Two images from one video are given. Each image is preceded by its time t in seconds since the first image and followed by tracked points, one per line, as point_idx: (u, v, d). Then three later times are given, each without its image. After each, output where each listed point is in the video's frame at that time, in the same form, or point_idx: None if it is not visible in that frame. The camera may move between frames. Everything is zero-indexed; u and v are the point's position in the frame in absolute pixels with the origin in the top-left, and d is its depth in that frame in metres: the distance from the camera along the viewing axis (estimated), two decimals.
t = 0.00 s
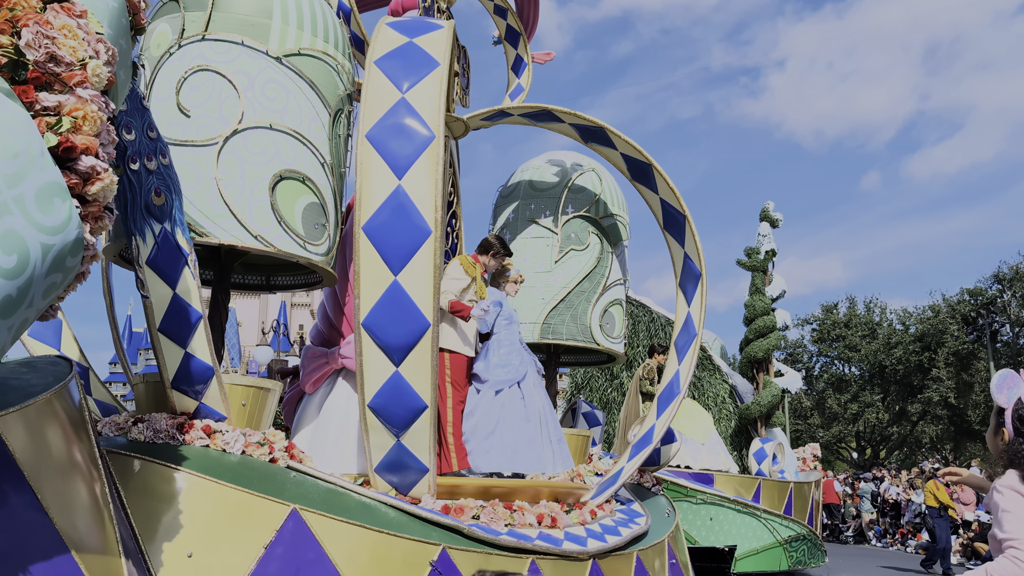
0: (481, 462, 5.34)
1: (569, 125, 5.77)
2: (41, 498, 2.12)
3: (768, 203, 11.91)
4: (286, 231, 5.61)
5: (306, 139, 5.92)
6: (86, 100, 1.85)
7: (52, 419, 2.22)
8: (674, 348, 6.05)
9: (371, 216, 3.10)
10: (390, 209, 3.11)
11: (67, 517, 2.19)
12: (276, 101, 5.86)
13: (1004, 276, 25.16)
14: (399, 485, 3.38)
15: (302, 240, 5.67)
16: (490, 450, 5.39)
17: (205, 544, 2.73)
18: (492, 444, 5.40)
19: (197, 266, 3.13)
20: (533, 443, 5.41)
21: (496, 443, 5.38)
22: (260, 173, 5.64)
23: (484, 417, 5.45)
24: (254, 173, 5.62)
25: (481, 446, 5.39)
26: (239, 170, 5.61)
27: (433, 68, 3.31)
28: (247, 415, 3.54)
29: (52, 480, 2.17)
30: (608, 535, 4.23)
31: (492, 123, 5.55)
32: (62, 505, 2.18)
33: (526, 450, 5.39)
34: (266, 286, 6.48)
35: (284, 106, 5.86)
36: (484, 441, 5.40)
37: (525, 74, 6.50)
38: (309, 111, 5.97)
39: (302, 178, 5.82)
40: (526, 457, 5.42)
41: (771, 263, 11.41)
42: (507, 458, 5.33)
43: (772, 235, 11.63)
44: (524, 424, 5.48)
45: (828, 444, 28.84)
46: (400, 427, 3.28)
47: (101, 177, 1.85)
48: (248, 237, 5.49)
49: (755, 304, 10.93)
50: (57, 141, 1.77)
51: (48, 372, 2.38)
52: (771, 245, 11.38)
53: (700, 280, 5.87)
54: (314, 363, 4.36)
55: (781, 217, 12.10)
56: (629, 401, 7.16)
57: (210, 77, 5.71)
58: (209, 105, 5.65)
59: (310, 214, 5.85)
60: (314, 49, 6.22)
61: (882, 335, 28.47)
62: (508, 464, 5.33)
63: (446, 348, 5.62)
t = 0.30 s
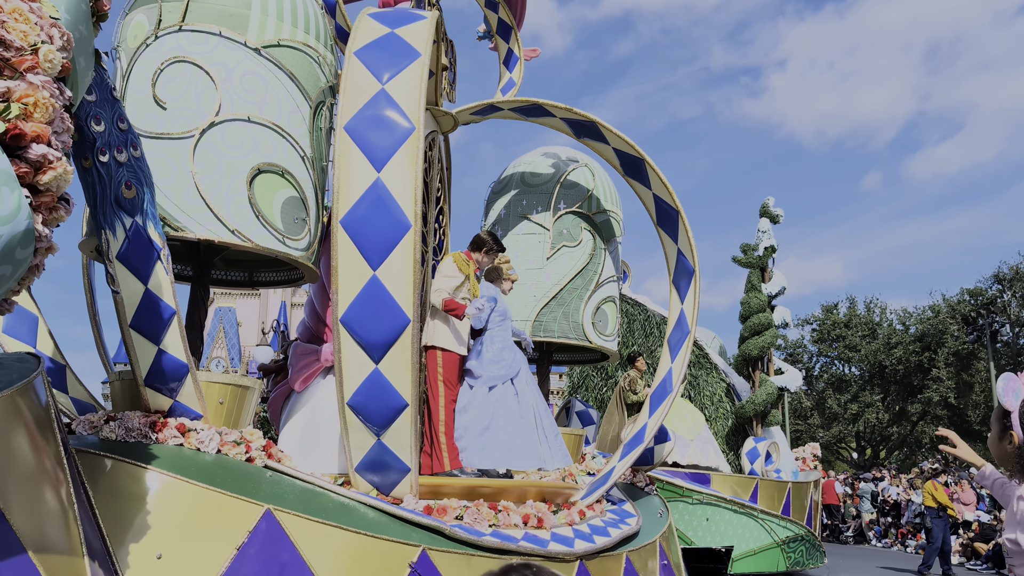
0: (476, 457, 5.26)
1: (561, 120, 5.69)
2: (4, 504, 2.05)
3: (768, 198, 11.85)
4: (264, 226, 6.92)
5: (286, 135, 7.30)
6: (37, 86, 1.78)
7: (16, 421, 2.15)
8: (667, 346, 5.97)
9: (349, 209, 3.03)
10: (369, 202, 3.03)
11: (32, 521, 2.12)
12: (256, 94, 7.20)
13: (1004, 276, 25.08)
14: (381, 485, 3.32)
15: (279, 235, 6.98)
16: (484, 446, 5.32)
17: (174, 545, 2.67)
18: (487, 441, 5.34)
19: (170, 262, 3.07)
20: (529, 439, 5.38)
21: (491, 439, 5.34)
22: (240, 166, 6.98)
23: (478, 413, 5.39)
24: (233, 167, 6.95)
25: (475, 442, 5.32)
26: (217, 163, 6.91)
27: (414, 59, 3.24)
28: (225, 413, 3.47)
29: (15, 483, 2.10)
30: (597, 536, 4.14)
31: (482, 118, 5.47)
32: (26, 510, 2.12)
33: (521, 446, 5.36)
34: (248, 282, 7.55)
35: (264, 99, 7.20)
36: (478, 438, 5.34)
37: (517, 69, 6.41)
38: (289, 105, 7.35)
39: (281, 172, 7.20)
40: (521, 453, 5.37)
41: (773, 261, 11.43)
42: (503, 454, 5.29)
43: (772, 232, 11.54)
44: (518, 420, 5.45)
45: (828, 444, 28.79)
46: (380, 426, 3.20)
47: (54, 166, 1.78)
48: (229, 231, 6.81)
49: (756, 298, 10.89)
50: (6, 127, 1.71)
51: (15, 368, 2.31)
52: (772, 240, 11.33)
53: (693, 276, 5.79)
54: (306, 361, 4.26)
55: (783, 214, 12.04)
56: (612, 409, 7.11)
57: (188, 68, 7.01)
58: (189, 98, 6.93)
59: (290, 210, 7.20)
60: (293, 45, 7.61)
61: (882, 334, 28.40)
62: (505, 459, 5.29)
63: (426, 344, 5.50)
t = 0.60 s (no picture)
0: (471, 458, 5.24)
1: (551, 114, 5.61)
2: None
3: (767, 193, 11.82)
4: (240, 219, 7.38)
5: (262, 124, 7.87)
6: None
7: None
8: (660, 344, 5.90)
9: (326, 202, 2.96)
10: (346, 195, 2.97)
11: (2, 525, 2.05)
12: (232, 86, 7.77)
13: (1004, 276, 25.00)
14: (360, 485, 3.27)
15: (256, 229, 7.43)
16: (478, 447, 5.29)
17: (143, 546, 2.60)
18: (481, 442, 5.30)
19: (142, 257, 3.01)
20: (522, 438, 5.34)
21: (485, 439, 5.31)
22: (215, 157, 7.50)
23: (472, 413, 5.34)
24: (207, 158, 7.44)
25: (468, 444, 5.28)
26: (192, 156, 7.39)
27: (394, 49, 3.17)
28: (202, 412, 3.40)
29: None
30: (584, 537, 4.06)
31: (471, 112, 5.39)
32: None
33: (514, 446, 5.32)
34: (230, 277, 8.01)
35: (239, 91, 7.76)
36: (473, 438, 5.31)
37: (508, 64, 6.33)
38: (266, 97, 7.94)
39: (258, 165, 7.75)
40: (514, 453, 5.34)
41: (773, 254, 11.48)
42: (498, 455, 5.26)
43: (771, 227, 11.50)
44: (511, 420, 5.40)
45: (828, 444, 28.74)
46: (359, 424, 3.13)
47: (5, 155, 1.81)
48: (203, 223, 7.27)
49: (752, 296, 10.87)
50: None
51: None
52: (772, 236, 11.31)
53: (686, 272, 5.71)
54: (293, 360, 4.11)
55: (784, 210, 11.96)
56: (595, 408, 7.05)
57: (163, 61, 7.58)
58: (165, 90, 7.48)
59: (268, 203, 7.72)
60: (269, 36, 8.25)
61: (882, 334, 28.32)
62: (499, 461, 5.25)
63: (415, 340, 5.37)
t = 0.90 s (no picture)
0: (461, 460, 5.15)
1: (540, 109, 5.51)
2: None
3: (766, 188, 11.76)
4: (215, 215, 8.02)
5: (240, 119, 8.48)
6: None
7: None
8: (651, 341, 5.82)
9: (301, 195, 2.90)
10: (322, 188, 2.90)
11: None
12: (208, 78, 8.36)
13: (1004, 276, 24.94)
14: (339, 485, 3.21)
15: (233, 224, 8.11)
16: (468, 448, 5.22)
17: (109, 547, 2.53)
18: (470, 442, 5.24)
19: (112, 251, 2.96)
20: (510, 440, 5.31)
21: (475, 441, 5.24)
22: (184, 150, 8.00)
23: (461, 413, 5.26)
24: (177, 151, 7.97)
25: (458, 444, 5.20)
26: (165, 150, 7.93)
27: (371, 39, 3.10)
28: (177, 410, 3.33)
29: None
30: (571, 538, 3.99)
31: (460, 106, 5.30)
32: None
33: (503, 447, 5.28)
34: (210, 274, 9.03)
35: (214, 84, 8.33)
36: (463, 439, 5.22)
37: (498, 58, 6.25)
38: (242, 90, 8.55)
39: (235, 159, 8.38)
40: (502, 455, 5.30)
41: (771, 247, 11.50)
42: (489, 456, 5.21)
43: (770, 223, 11.46)
44: (499, 421, 5.37)
45: (828, 444, 28.68)
46: (336, 422, 3.07)
47: None
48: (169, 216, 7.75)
49: (746, 292, 10.79)
50: None
51: None
52: (770, 233, 11.25)
53: (678, 268, 5.65)
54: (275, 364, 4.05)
55: (784, 206, 11.88)
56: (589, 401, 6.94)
57: (137, 52, 8.06)
58: (138, 83, 7.98)
59: (245, 198, 8.38)
60: (250, 25, 8.92)
61: (882, 334, 28.25)
62: (489, 462, 5.20)
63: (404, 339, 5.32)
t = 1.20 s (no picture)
0: (448, 459, 5.11)
1: (531, 103, 5.38)
2: None
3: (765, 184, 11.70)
4: (190, 208, 8.12)
5: (215, 111, 8.58)
6: None
7: None
8: (643, 338, 5.72)
9: (276, 188, 2.83)
10: (297, 180, 2.84)
11: None
12: (183, 70, 8.43)
13: (1004, 276, 24.87)
14: (317, 484, 3.15)
15: (208, 218, 8.20)
16: (452, 446, 5.17)
17: (75, 548, 2.47)
18: (455, 440, 5.19)
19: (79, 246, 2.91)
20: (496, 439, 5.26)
21: (461, 439, 5.20)
22: (158, 143, 8.10)
23: (448, 410, 5.23)
24: (153, 143, 8.07)
25: (443, 441, 5.16)
26: (140, 142, 8.04)
27: (349, 29, 3.03)
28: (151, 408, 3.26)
29: None
30: (557, 538, 3.91)
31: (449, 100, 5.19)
32: None
33: (490, 446, 5.25)
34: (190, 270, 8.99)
35: (190, 75, 8.43)
36: (447, 437, 5.18)
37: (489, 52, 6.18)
38: (219, 81, 8.64)
39: (210, 151, 8.45)
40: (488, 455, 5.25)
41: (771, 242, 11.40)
42: (474, 454, 5.16)
43: (768, 219, 11.37)
44: (485, 421, 5.30)
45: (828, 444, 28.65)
46: (314, 420, 3.00)
47: None
48: (138, 208, 7.80)
49: (742, 288, 10.70)
50: None
51: None
52: (768, 229, 11.16)
53: (670, 265, 5.55)
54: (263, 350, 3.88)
55: (784, 202, 11.80)
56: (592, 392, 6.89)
57: (110, 43, 8.17)
58: (111, 74, 8.10)
59: (221, 192, 8.47)
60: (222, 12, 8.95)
61: (882, 335, 28.21)
62: (475, 460, 5.14)
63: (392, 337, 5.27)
